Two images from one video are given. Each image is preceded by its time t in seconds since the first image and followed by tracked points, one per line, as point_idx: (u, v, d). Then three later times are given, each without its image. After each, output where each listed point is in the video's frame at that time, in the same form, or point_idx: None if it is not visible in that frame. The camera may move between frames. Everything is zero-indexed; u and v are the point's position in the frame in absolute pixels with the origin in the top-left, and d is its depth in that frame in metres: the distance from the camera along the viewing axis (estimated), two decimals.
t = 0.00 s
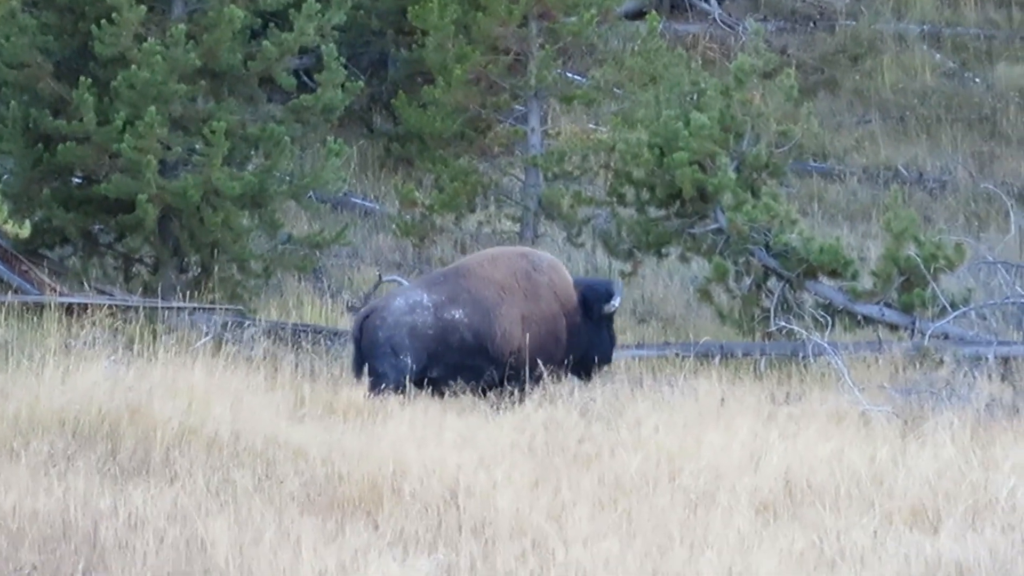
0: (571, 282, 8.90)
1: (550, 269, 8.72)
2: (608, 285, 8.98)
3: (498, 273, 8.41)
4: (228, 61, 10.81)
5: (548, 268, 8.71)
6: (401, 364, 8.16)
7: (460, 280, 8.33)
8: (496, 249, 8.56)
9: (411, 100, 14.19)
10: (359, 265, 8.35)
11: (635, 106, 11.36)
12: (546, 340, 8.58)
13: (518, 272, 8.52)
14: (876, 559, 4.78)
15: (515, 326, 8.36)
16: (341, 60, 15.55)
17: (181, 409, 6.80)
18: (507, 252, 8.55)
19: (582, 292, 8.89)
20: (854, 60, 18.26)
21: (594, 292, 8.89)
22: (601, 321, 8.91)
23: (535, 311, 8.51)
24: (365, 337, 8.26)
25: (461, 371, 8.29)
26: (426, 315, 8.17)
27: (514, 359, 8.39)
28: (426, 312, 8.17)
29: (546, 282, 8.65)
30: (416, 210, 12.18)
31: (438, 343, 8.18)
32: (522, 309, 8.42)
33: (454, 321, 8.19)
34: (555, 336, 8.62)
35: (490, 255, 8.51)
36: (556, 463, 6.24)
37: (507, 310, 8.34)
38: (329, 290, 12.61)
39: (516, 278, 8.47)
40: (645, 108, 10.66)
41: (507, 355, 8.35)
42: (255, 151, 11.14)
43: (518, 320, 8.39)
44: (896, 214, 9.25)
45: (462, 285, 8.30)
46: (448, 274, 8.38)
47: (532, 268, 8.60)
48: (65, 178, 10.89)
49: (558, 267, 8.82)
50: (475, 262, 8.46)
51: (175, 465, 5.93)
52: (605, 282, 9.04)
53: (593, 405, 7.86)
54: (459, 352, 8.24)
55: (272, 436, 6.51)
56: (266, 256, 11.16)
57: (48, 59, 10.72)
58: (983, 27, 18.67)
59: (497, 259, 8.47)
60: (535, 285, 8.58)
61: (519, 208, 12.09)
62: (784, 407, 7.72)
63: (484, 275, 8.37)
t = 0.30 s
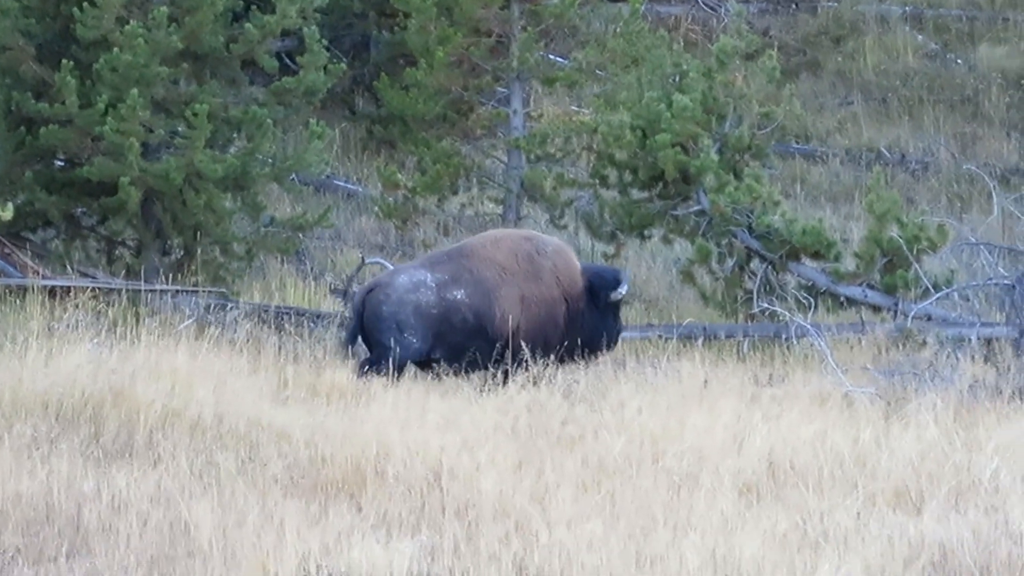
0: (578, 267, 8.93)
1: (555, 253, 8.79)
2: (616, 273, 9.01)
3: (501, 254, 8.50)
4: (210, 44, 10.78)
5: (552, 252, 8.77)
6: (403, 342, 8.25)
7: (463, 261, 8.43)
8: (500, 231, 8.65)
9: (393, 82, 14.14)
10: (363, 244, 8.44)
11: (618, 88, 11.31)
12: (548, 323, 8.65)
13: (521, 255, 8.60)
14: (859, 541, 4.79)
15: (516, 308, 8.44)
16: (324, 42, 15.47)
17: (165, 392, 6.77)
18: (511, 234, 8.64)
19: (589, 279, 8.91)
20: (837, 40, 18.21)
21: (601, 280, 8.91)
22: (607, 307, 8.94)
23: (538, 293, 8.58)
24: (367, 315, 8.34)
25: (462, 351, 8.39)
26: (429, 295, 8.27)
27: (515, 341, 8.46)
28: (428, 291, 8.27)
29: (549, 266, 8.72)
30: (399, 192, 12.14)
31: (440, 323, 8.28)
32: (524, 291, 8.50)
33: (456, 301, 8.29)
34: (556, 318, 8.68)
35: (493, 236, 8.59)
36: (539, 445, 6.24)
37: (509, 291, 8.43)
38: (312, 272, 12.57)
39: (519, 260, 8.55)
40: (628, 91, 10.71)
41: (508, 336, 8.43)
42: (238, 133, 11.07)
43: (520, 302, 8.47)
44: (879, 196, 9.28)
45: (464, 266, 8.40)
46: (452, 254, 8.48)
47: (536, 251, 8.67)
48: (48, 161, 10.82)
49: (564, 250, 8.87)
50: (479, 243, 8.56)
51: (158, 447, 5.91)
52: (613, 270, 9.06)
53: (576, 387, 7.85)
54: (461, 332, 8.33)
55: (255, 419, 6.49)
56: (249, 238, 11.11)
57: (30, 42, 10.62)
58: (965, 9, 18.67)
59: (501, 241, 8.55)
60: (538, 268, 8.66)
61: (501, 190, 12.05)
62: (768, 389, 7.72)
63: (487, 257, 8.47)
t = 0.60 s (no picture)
0: (581, 255, 9.04)
1: (558, 242, 8.90)
2: (618, 262, 9.05)
3: (504, 238, 8.65)
4: (195, 31, 10.71)
5: (555, 240, 8.89)
6: (413, 318, 8.34)
7: (468, 242, 8.57)
8: (505, 215, 8.80)
9: (377, 69, 14.10)
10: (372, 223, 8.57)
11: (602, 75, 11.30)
12: (546, 308, 8.78)
13: (525, 239, 8.74)
14: (844, 526, 4.80)
15: (518, 290, 8.60)
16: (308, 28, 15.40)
17: (150, 379, 6.75)
18: (515, 220, 8.79)
19: (590, 267, 9.00)
20: (820, 27, 18.38)
21: (602, 268, 8.98)
22: (606, 296, 9.05)
23: (539, 279, 8.73)
24: (376, 292, 8.43)
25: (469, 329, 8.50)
26: (437, 272, 8.39)
27: (515, 322, 8.62)
28: (436, 268, 8.40)
29: (551, 254, 8.85)
30: (383, 179, 12.10)
31: (448, 300, 8.39)
32: (526, 276, 8.64)
33: (463, 278, 8.42)
34: (557, 306, 8.81)
35: (498, 220, 8.74)
36: (524, 431, 6.23)
37: (511, 274, 8.58)
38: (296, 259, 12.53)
39: (522, 245, 8.69)
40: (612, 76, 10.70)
41: (509, 317, 8.59)
42: (222, 120, 11.01)
43: (522, 285, 8.62)
44: (863, 182, 9.29)
45: (470, 246, 8.54)
46: (457, 235, 8.62)
47: (539, 238, 8.80)
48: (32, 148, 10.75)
49: (567, 239, 8.99)
50: (483, 225, 8.71)
51: (143, 434, 5.89)
52: (617, 258, 9.10)
53: (561, 373, 7.84)
54: (467, 310, 8.45)
55: (240, 405, 6.48)
56: (233, 225, 11.06)
57: (14, 29, 10.55)
58: None
59: (504, 225, 8.71)
60: (541, 255, 8.80)
61: (486, 176, 12.02)
62: (753, 375, 7.73)
63: (490, 239, 8.62)
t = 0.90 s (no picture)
0: (576, 239, 9.18)
1: (551, 227, 8.99)
2: (617, 245, 9.33)
3: (501, 226, 8.68)
4: (173, 21, 10.61)
5: (549, 226, 8.98)
6: (424, 314, 8.35)
7: (468, 232, 8.58)
8: (500, 203, 8.82)
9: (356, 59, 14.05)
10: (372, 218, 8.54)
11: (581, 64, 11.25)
12: (545, 294, 8.89)
13: (521, 227, 8.79)
14: (824, 516, 4.79)
15: (519, 278, 8.66)
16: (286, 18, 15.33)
17: (129, 370, 6.70)
18: (511, 207, 8.81)
19: (590, 251, 9.21)
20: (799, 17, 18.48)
21: (601, 253, 9.22)
22: (605, 279, 9.28)
23: (538, 266, 8.81)
24: (384, 288, 8.43)
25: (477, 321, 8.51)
26: (442, 265, 8.39)
27: (516, 310, 8.70)
28: (441, 261, 8.39)
29: (546, 240, 8.93)
30: (362, 169, 12.06)
31: (455, 292, 8.39)
32: (524, 264, 8.72)
33: (467, 270, 8.42)
34: (555, 291, 8.95)
35: (494, 209, 8.75)
36: (503, 421, 6.22)
37: (510, 262, 8.63)
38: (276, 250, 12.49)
39: (519, 233, 8.75)
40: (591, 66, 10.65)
41: (511, 305, 8.65)
42: (201, 111, 10.93)
43: (521, 273, 8.69)
44: (842, 171, 9.28)
45: (470, 236, 8.54)
46: (455, 225, 8.62)
47: (535, 224, 8.87)
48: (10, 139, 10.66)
49: (560, 224, 9.09)
50: (480, 214, 8.71)
51: (123, 426, 5.85)
52: (615, 242, 9.37)
53: (540, 363, 7.83)
54: (476, 301, 8.46)
55: (220, 396, 6.45)
56: (213, 216, 11.00)
57: None
58: None
59: (500, 214, 8.72)
60: (537, 241, 8.88)
61: (465, 166, 11.98)
62: (733, 365, 7.74)
63: (488, 228, 8.64)
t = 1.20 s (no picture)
0: (582, 236, 9.21)
1: (558, 223, 9.03)
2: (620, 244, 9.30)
3: (507, 220, 8.72)
4: (151, 16, 10.55)
5: (556, 221, 9.02)
6: (424, 304, 8.40)
7: (474, 225, 8.62)
8: (506, 198, 8.87)
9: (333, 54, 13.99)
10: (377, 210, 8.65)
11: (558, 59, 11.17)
12: (552, 289, 8.92)
13: (527, 221, 8.83)
14: (799, 512, 4.80)
15: (525, 271, 8.68)
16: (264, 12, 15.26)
17: (105, 364, 6.65)
18: (517, 202, 8.86)
19: (592, 249, 9.21)
20: (777, 12, 18.58)
21: (602, 251, 9.20)
22: (607, 277, 9.25)
23: (544, 260, 8.84)
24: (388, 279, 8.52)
25: (481, 312, 8.52)
26: (445, 256, 8.43)
27: (523, 303, 8.71)
28: (444, 252, 8.44)
29: (553, 234, 8.96)
30: (339, 164, 12.00)
31: (458, 283, 8.42)
32: (531, 257, 8.74)
33: (471, 261, 8.46)
34: (562, 286, 8.98)
35: (500, 203, 8.80)
36: (479, 416, 6.19)
37: (516, 255, 8.65)
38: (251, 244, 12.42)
39: (525, 227, 8.77)
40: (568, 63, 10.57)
41: (518, 298, 8.66)
42: (178, 105, 10.85)
43: (527, 267, 8.70)
44: (818, 168, 9.33)
45: (475, 229, 8.58)
46: (461, 219, 8.66)
47: (541, 219, 8.91)
48: None
49: (566, 221, 9.13)
50: (486, 208, 8.77)
51: (99, 420, 5.79)
52: (617, 241, 9.36)
53: (516, 358, 7.79)
54: (480, 292, 8.48)
55: (197, 390, 6.41)
56: (190, 210, 10.92)
57: None
58: None
59: (506, 208, 8.77)
60: (544, 235, 8.91)
61: (442, 161, 11.91)
62: (709, 360, 7.73)
63: (493, 221, 8.67)
